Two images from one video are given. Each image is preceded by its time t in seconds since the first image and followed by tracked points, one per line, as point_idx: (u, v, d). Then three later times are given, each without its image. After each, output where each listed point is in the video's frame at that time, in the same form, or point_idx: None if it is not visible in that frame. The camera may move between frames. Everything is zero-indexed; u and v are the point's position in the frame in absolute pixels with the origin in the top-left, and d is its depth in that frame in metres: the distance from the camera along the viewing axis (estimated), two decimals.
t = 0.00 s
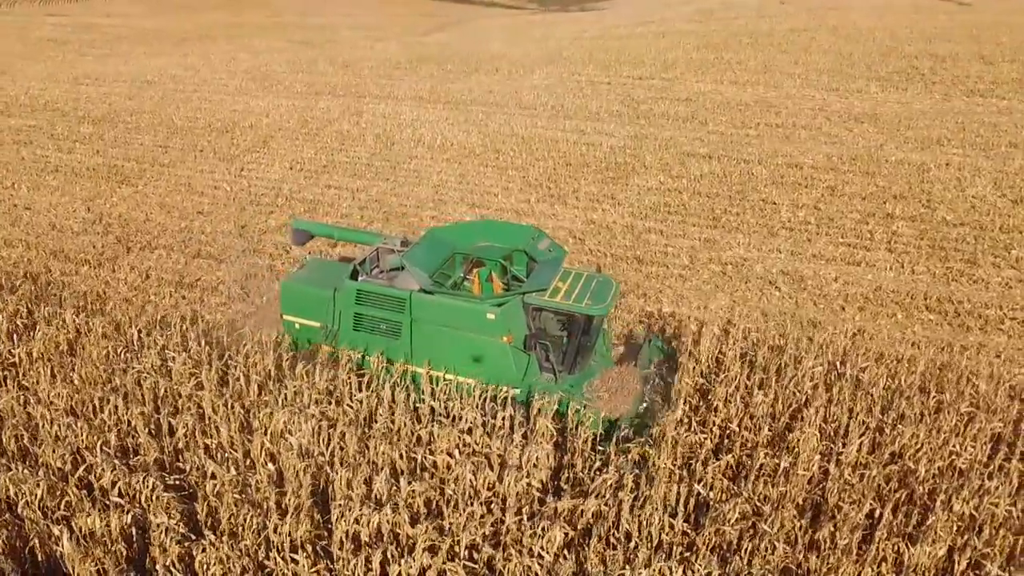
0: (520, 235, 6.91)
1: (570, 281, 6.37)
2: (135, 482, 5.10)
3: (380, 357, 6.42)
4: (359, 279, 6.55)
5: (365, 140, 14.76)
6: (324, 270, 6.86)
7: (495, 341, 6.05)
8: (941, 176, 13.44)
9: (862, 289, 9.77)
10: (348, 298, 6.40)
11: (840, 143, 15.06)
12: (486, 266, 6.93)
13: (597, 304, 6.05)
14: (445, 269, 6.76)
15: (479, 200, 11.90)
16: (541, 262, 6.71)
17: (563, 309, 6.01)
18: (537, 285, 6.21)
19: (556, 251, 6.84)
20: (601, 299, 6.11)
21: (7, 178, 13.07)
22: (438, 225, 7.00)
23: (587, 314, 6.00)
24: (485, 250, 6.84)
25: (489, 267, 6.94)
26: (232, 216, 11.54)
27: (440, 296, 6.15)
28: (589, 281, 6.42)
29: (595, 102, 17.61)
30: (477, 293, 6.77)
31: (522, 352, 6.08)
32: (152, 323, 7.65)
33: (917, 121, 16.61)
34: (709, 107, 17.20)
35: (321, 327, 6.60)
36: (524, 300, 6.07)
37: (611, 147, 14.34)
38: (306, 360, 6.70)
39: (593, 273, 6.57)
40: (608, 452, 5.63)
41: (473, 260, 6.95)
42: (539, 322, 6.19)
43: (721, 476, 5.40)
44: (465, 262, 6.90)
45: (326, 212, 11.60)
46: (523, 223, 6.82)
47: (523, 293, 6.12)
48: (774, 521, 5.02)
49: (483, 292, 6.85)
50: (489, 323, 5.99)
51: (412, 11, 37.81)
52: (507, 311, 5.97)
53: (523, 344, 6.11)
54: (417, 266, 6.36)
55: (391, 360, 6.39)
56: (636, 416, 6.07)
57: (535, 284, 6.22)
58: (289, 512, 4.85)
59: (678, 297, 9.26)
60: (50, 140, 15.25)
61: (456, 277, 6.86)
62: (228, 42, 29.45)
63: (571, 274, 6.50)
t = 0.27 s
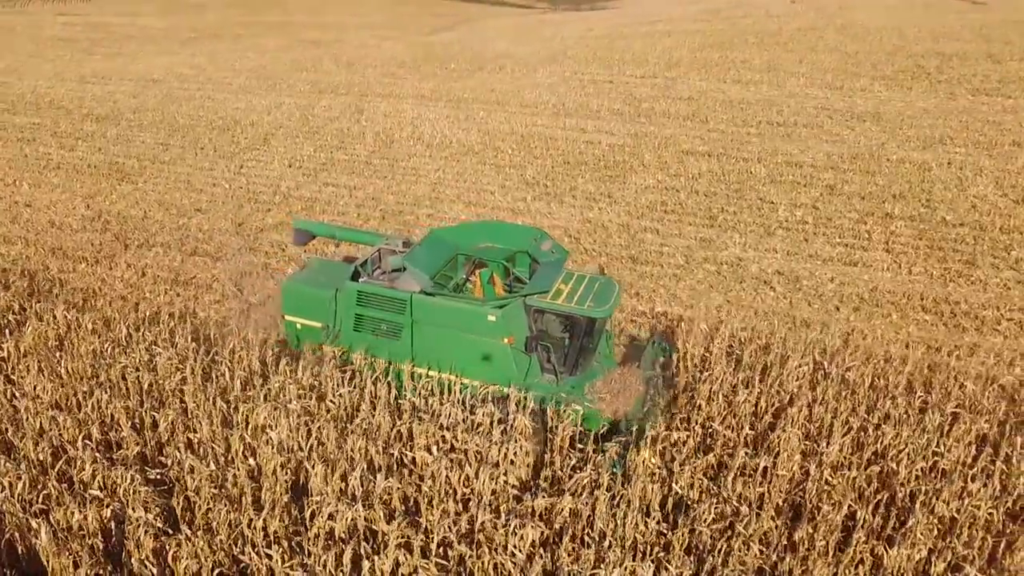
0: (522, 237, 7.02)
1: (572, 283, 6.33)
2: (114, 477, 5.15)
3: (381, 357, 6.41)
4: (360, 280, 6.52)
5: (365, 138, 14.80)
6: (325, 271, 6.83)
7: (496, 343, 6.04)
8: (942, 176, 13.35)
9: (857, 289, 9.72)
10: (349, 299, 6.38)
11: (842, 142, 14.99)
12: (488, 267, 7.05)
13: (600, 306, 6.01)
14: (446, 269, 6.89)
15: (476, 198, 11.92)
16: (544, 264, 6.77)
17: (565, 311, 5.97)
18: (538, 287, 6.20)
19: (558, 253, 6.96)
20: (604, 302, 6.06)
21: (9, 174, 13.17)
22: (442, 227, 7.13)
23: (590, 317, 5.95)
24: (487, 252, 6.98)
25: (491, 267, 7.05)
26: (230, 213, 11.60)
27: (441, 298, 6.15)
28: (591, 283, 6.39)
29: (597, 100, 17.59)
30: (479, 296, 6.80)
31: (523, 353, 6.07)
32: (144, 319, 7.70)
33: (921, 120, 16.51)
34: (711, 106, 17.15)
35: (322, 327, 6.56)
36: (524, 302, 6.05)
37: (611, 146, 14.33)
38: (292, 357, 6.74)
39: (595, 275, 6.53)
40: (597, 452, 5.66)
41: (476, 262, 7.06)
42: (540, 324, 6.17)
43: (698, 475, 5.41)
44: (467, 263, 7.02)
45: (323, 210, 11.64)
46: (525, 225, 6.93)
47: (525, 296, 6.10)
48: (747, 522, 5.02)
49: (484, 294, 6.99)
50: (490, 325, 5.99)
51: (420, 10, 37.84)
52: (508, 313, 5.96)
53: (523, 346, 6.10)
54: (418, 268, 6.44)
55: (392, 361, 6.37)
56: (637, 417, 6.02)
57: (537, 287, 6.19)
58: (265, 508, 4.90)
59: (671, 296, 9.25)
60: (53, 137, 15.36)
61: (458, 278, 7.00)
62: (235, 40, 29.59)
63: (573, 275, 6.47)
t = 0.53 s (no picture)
0: (525, 237, 7.02)
1: (575, 283, 6.26)
2: (95, 466, 5.21)
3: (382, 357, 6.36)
4: (362, 279, 6.46)
5: (367, 136, 14.88)
6: (326, 269, 6.78)
7: (497, 344, 5.97)
8: (944, 176, 13.26)
9: (852, 289, 9.68)
10: (351, 298, 6.32)
11: (844, 142, 14.92)
12: (491, 268, 7.06)
13: (602, 307, 5.93)
14: (449, 269, 6.89)
15: (474, 196, 11.97)
16: (546, 263, 6.74)
17: (566, 311, 5.90)
18: (540, 287, 6.13)
19: (560, 253, 6.95)
20: (606, 302, 5.99)
21: (15, 171, 13.32)
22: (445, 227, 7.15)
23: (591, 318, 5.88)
24: (489, 251, 6.99)
25: (494, 267, 7.06)
26: (230, 210, 11.69)
27: (442, 298, 6.08)
28: (594, 283, 6.31)
29: (600, 99, 17.61)
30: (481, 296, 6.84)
31: (524, 354, 6.01)
32: (137, 314, 7.78)
33: (925, 120, 16.41)
34: (715, 105, 17.13)
35: (323, 326, 6.50)
36: (526, 303, 5.98)
37: (612, 145, 14.34)
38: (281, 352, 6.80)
39: (598, 275, 6.45)
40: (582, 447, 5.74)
41: (479, 262, 7.07)
42: (541, 325, 6.10)
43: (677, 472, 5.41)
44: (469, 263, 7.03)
45: (321, 207, 11.72)
46: (528, 225, 6.93)
47: (526, 296, 6.03)
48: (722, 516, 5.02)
49: (486, 295, 7.01)
50: (491, 325, 5.92)
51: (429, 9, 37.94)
52: (509, 313, 5.89)
53: (525, 347, 6.03)
54: (419, 268, 6.43)
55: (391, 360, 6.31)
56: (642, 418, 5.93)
57: (539, 287, 6.12)
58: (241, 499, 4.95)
59: (664, 295, 9.25)
60: (60, 135, 15.52)
61: (460, 278, 7.00)
62: (245, 39, 29.77)
63: (576, 276, 6.40)
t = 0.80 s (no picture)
0: (526, 237, 7.13)
1: (575, 283, 6.27)
2: (80, 458, 5.29)
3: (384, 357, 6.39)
4: (364, 279, 6.51)
5: (366, 135, 14.98)
6: (329, 269, 6.84)
7: (497, 344, 6.00)
8: (943, 176, 13.23)
9: (844, 288, 9.68)
10: (352, 298, 6.38)
11: (843, 141, 14.92)
12: (491, 267, 7.10)
13: (602, 307, 5.94)
14: (450, 268, 6.99)
15: (470, 195, 12.04)
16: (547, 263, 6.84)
17: (566, 311, 5.92)
18: (541, 287, 6.15)
19: (561, 252, 7.04)
20: (606, 302, 6.00)
21: (18, 169, 13.47)
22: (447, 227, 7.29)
23: (591, 318, 5.89)
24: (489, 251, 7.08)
25: (494, 267, 7.11)
26: (228, 207, 11.80)
27: (442, 298, 6.12)
28: (595, 283, 6.33)
29: (601, 98, 17.65)
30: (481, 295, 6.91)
31: (524, 355, 6.03)
32: (130, 309, 7.88)
33: (926, 120, 16.37)
34: (715, 104, 17.14)
35: (327, 326, 6.57)
36: (526, 303, 6.01)
37: (610, 144, 14.38)
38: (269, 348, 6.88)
39: (599, 276, 6.47)
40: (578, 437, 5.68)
41: (480, 261, 7.16)
42: (542, 325, 6.12)
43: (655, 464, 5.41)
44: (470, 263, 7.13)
45: (319, 205, 11.81)
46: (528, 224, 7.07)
47: (526, 296, 6.05)
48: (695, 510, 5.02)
49: (486, 294, 7.04)
50: (491, 325, 5.96)
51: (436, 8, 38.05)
52: (509, 313, 5.93)
53: (525, 347, 6.06)
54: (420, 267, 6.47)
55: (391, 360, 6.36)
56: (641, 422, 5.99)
57: (539, 287, 6.15)
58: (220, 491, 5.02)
59: (655, 293, 9.29)
60: (64, 133, 15.67)
61: (461, 278, 7.09)
62: (252, 38, 29.94)
63: (576, 276, 6.41)
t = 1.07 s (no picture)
0: (529, 237, 6.98)
1: (577, 284, 6.28)
2: (68, 449, 5.39)
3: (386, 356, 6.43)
4: (365, 279, 6.54)
5: (366, 134, 15.08)
6: (331, 268, 6.87)
7: (498, 343, 6.03)
8: (939, 175, 13.25)
9: (835, 286, 9.72)
10: (354, 297, 6.41)
11: (841, 140, 14.95)
12: (493, 267, 6.90)
13: (603, 308, 5.96)
14: (451, 268, 6.91)
15: (466, 193, 12.12)
16: (550, 263, 6.74)
17: (566, 311, 5.93)
18: (542, 287, 6.16)
19: (565, 253, 6.93)
20: (607, 303, 6.01)
21: (20, 166, 13.61)
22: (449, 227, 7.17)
23: (591, 317, 5.90)
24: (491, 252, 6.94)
25: (496, 267, 6.90)
26: (226, 205, 11.92)
27: (443, 297, 6.15)
28: (596, 284, 6.34)
29: (600, 97, 17.72)
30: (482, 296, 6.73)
31: (525, 354, 6.07)
32: (124, 305, 7.98)
33: (925, 119, 16.39)
34: (714, 103, 17.18)
35: (329, 325, 6.61)
36: (527, 303, 6.03)
37: (607, 143, 14.43)
38: (259, 344, 6.98)
39: (600, 276, 6.47)
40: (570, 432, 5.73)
41: (482, 261, 6.97)
42: (543, 325, 6.14)
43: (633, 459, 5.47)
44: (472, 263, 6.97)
45: (316, 203, 11.92)
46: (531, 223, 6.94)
47: (527, 296, 6.07)
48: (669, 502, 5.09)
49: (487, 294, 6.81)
50: (492, 324, 5.98)
51: (441, 8, 38.17)
52: (510, 313, 5.95)
53: (526, 347, 6.08)
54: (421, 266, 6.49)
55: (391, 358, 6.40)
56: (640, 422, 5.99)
57: (540, 287, 6.16)
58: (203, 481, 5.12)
59: (646, 291, 9.36)
60: (67, 131, 15.81)
61: (463, 278, 6.97)
62: (256, 37, 30.08)
63: (578, 276, 6.41)
